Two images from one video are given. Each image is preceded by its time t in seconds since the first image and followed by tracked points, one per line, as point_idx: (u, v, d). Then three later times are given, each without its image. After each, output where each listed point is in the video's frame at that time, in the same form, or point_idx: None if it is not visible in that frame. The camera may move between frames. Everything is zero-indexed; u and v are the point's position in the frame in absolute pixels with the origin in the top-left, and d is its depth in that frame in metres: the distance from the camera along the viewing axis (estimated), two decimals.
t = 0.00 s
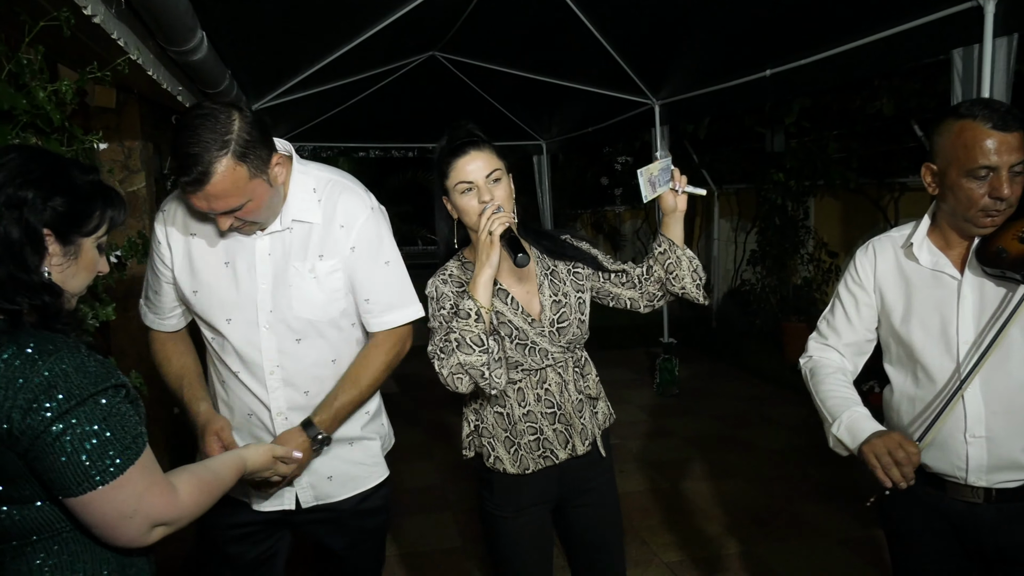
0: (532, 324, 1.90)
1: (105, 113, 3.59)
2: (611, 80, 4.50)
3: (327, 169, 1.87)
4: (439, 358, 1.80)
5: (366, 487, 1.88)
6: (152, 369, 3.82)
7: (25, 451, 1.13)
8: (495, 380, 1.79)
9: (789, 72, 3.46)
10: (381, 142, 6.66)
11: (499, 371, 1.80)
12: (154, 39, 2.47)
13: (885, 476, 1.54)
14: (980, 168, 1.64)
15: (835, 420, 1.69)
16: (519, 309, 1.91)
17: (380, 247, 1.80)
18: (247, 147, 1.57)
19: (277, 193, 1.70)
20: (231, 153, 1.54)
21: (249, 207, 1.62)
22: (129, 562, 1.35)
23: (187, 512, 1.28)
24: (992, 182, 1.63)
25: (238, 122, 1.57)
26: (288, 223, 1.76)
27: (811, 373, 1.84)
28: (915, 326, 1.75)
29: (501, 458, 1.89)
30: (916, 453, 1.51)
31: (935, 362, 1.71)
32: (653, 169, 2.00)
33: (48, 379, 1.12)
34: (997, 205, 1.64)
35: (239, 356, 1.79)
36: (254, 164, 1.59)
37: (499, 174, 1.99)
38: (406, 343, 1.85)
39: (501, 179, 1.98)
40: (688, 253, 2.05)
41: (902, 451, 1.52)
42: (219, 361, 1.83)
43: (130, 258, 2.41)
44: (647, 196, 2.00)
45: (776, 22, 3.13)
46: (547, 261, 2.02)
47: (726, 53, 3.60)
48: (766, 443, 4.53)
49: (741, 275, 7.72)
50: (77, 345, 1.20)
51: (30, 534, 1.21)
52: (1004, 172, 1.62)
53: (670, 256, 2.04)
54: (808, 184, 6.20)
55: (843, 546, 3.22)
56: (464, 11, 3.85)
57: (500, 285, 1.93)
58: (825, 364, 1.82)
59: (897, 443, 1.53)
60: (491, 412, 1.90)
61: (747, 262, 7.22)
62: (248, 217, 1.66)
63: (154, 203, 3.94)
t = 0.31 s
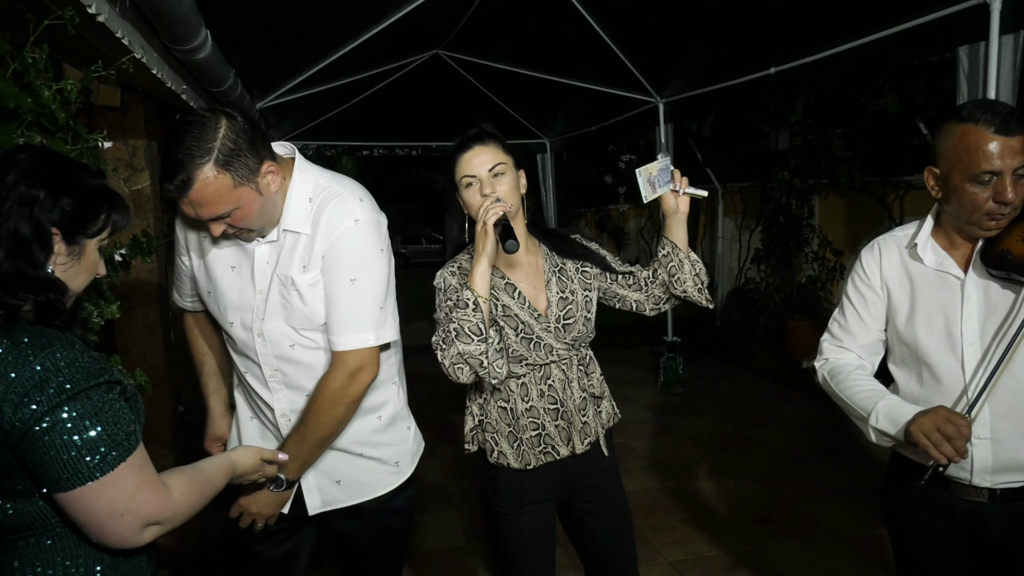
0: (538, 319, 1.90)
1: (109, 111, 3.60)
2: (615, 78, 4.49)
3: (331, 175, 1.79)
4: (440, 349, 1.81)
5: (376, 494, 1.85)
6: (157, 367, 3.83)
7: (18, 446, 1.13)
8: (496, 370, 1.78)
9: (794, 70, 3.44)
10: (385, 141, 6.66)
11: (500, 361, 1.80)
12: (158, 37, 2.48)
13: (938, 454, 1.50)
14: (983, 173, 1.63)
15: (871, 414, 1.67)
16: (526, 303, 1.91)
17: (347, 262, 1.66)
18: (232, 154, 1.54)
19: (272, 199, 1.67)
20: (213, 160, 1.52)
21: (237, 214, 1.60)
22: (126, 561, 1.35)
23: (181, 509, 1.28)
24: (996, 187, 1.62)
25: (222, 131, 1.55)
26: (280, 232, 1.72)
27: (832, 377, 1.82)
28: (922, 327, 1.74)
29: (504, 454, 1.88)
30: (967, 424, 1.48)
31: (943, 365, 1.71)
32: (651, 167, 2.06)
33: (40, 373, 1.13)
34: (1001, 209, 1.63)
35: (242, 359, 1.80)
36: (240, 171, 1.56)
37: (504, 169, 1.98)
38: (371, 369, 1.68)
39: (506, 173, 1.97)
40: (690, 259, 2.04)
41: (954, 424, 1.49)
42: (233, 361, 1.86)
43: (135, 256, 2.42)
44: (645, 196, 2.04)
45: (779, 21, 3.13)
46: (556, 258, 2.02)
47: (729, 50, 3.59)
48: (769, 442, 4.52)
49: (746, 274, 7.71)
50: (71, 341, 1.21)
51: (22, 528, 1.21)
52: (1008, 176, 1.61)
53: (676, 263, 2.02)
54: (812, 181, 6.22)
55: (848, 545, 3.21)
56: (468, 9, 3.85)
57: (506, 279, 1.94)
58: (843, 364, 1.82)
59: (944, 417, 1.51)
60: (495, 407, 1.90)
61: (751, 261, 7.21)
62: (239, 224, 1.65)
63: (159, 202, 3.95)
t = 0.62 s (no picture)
0: (557, 318, 1.91)
1: (113, 111, 3.61)
2: (619, 77, 4.49)
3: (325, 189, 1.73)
4: (456, 342, 1.85)
5: (395, 499, 1.84)
6: (161, 366, 3.84)
7: (25, 442, 1.13)
8: (506, 365, 1.82)
9: (798, 69, 3.44)
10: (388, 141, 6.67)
11: (511, 357, 1.83)
12: (162, 37, 2.48)
13: (923, 471, 1.50)
14: (986, 169, 1.62)
15: (860, 421, 1.67)
16: (546, 302, 1.92)
17: (315, 287, 1.60)
18: (221, 170, 1.54)
19: (271, 218, 1.68)
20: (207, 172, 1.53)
21: (231, 230, 1.61)
22: (133, 558, 1.36)
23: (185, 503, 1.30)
24: (999, 183, 1.62)
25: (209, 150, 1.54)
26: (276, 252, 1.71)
27: (828, 381, 1.81)
28: (925, 328, 1.74)
29: (513, 448, 1.90)
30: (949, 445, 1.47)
31: (948, 366, 1.70)
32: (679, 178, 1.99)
33: (46, 370, 1.13)
34: (1005, 205, 1.62)
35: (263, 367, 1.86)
36: (230, 187, 1.56)
37: (531, 169, 1.96)
38: (342, 394, 1.63)
39: (533, 173, 1.96)
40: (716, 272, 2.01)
41: (936, 444, 1.49)
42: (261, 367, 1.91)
43: (139, 255, 2.42)
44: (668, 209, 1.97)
45: (782, 19, 3.13)
46: (580, 261, 2.02)
47: (732, 49, 3.59)
48: (772, 441, 4.52)
49: (749, 273, 7.70)
50: (74, 336, 1.20)
51: (31, 526, 1.21)
52: (1012, 171, 1.60)
53: (700, 279, 1.99)
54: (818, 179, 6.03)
55: (851, 544, 3.21)
56: (471, 9, 3.85)
57: (529, 277, 1.95)
58: (841, 368, 1.81)
59: (929, 435, 1.50)
60: (508, 401, 1.92)
61: (754, 260, 7.21)
62: (235, 241, 1.66)
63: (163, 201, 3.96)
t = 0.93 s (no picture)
0: (574, 311, 2.02)
1: (115, 111, 3.61)
2: (620, 77, 4.49)
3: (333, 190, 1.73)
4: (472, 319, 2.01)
5: (410, 497, 1.83)
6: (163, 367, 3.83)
7: (44, 443, 1.13)
8: (511, 347, 1.97)
9: (800, 68, 3.43)
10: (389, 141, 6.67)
11: (516, 339, 1.97)
12: (162, 37, 2.48)
13: (933, 462, 1.52)
14: (985, 168, 1.62)
15: (868, 416, 1.67)
16: (566, 295, 2.03)
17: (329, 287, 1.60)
18: (230, 172, 1.55)
19: (279, 222, 1.67)
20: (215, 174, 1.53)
21: (240, 234, 1.61)
22: (145, 559, 1.36)
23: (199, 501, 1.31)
24: (998, 181, 1.62)
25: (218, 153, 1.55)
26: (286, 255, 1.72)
27: (830, 375, 1.82)
28: (929, 325, 1.73)
29: (526, 436, 2.02)
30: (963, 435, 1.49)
31: (951, 361, 1.70)
32: (712, 199, 1.93)
33: (62, 371, 1.13)
34: (1005, 204, 1.62)
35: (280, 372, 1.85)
36: (239, 189, 1.56)
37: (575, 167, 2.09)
38: (359, 393, 1.62)
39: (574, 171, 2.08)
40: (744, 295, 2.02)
41: (951, 435, 1.50)
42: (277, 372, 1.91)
43: (140, 255, 2.42)
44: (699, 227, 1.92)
45: (784, 19, 3.12)
46: (609, 262, 2.10)
47: (734, 48, 3.58)
48: (774, 441, 4.51)
49: (751, 273, 7.70)
50: (86, 338, 1.20)
51: (46, 527, 1.21)
52: (1011, 170, 1.60)
53: (726, 306, 2.01)
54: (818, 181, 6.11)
55: (854, 544, 3.21)
56: (472, 9, 3.85)
57: (554, 269, 2.08)
58: (845, 363, 1.80)
59: (942, 425, 1.52)
60: (523, 389, 2.04)
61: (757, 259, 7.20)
62: (244, 245, 1.65)
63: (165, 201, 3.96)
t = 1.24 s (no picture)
0: (591, 308, 2.05)
1: (116, 111, 3.61)
2: (621, 77, 4.49)
3: (357, 177, 1.74)
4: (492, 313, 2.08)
5: (410, 495, 1.82)
6: (164, 366, 3.83)
7: (54, 444, 1.13)
8: (525, 339, 2.02)
9: (801, 68, 3.42)
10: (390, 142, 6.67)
11: (531, 332, 2.03)
12: (164, 38, 2.48)
13: (924, 469, 1.52)
14: (992, 170, 1.62)
15: (865, 419, 1.67)
16: (584, 292, 2.06)
17: (374, 267, 1.61)
18: (266, 149, 1.55)
19: (306, 205, 1.67)
20: (252, 150, 1.54)
21: (269, 213, 1.59)
22: (154, 559, 1.35)
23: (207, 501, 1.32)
24: (1004, 184, 1.61)
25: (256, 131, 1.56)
26: (311, 239, 1.70)
27: (830, 375, 1.82)
28: (931, 326, 1.73)
29: (543, 431, 2.06)
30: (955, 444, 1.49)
31: (951, 362, 1.70)
32: (727, 195, 1.90)
33: (70, 372, 1.13)
34: (1009, 206, 1.62)
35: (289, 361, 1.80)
36: (274, 167, 1.56)
37: (600, 169, 2.14)
38: (407, 374, 1.63)
39: (599, 172, 2.14)
40: (767, 298, 2.00)
41: (941, 445, 1.50)
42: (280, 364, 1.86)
43: (141, 256, 2.42)
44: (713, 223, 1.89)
45: (785, 19, 3.12)
46: (631, 262, 2.11)
47: (736, 48, 3.58)
48: (775, 441, 4.51)
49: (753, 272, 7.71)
50: (94, 338, 1.20)
51: (54, 527, 1.21)
52: (1018, 173, 1.60)
53: (743, 308, 1.98)
54: (819, 181, 6.11)
55: (855, 544, 3.20)
56: (473, 10, 3.85)
57: (575, 268, 2.11)
58: (844, 365, 1.81)
59: (935, 433, 1.52)
60: (542, 386, 2.08)
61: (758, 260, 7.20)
62: (271, 226, 1.64)
63: (166, 201, 3.96)
